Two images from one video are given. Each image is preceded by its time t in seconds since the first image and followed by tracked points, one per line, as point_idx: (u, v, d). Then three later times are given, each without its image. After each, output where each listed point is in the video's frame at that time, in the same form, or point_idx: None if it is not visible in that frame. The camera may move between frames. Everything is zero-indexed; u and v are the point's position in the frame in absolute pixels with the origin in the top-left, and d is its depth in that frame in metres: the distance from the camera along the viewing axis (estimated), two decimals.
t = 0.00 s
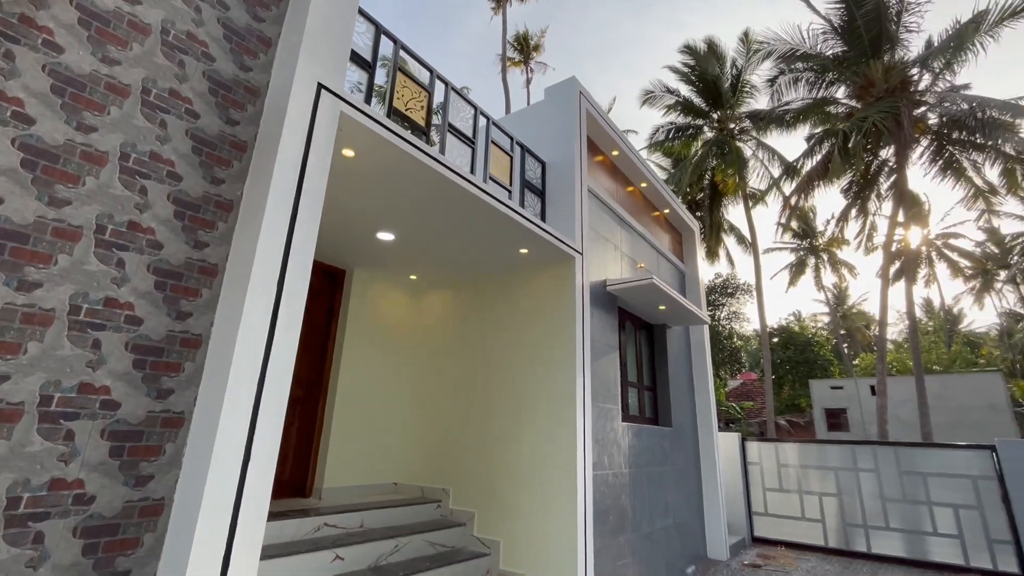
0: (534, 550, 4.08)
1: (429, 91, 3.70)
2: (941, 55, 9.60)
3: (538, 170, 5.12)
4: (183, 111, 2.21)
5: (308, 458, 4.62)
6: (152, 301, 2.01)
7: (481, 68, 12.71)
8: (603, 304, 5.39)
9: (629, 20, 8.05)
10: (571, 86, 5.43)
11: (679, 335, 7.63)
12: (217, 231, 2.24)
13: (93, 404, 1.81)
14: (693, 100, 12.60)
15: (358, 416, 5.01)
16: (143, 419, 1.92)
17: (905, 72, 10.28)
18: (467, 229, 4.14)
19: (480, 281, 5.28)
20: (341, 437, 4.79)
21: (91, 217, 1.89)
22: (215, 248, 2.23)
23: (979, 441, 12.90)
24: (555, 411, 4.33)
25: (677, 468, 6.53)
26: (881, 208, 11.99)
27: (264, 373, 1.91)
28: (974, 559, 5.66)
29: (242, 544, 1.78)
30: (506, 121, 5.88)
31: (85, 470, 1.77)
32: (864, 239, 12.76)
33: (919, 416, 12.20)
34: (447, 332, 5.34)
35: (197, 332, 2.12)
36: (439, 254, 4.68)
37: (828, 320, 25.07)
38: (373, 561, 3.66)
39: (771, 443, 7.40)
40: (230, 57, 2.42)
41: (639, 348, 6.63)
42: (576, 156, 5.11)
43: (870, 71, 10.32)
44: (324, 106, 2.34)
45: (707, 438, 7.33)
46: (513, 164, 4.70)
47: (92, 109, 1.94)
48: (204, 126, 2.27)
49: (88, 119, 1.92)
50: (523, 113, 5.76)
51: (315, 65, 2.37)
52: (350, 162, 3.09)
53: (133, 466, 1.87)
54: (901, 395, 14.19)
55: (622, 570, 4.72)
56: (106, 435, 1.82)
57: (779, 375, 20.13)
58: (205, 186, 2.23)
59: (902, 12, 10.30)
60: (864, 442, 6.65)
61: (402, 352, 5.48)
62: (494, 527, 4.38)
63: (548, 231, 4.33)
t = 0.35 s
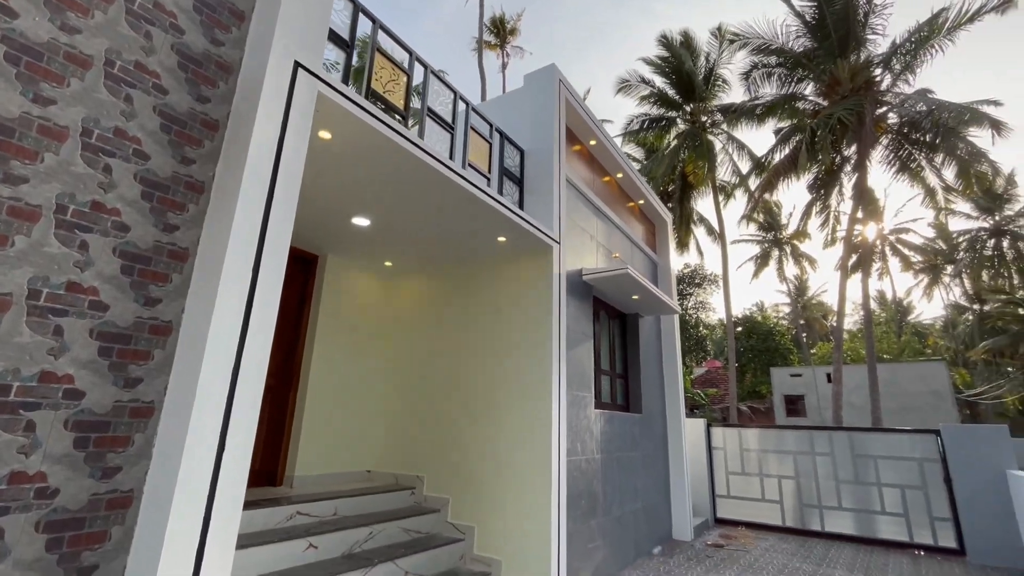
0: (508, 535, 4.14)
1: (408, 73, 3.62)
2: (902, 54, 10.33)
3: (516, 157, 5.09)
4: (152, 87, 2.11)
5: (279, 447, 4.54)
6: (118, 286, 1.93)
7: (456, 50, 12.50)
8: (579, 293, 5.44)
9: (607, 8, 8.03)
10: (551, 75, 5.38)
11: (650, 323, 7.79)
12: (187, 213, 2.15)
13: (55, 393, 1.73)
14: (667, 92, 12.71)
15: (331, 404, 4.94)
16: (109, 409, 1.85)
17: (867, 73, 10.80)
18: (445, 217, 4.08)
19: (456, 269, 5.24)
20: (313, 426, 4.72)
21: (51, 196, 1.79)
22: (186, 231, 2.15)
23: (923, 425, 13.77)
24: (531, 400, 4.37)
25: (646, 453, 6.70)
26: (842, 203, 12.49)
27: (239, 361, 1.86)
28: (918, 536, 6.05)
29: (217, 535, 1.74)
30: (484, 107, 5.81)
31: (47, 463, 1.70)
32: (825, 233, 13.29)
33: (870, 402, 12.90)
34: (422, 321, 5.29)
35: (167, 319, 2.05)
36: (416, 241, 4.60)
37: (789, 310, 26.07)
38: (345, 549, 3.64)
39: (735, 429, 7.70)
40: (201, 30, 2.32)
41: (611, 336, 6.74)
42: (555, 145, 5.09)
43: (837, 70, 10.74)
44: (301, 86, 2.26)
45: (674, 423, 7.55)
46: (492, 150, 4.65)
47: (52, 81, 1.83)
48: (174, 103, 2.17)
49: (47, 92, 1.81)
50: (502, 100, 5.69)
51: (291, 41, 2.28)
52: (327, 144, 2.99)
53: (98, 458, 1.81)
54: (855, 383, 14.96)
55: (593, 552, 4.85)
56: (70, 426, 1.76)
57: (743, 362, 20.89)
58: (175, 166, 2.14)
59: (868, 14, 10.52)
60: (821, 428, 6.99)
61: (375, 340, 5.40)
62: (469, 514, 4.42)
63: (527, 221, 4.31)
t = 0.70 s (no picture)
0: (483, 521, 4.16)
1: (385, 50, 3.49)
2: (872, 45, 10.53)
3: (494, 141, 5.02)
4: (110, 51, 1.96)
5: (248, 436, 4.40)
6: (74, 265, 1.81)
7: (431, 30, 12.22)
8: (555, 281, 5.46)
9: None
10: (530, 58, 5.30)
11: (623, 312, 7.90)
12: (151, 190, 2.03)
13: (7, 380, 1.62)
14: (642, 81, 12.81)
15: (302, 391, 4.81)
16: (67, 397, 1.75)
17: (832, 69, 11.05)
18: (422, 200, 3.99)
19: (431, 255, 5.16)
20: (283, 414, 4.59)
21: None
22: (149, 208, 2.02)
23: (873, 410, 14.56)
24: (507, 386, 4.36)
25: (618, 438, 6.85)
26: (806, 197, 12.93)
27: (209, 345, 1.79)
28: (869, 514, 6.42)
29: (186, 529, 1.67)
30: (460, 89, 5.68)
31: None
32: (789, 225, 13.72)
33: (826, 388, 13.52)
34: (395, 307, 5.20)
35: (129, 301, 1.93)
36: (391, 225, 4.49)
37: (752, 300, 26.98)
38: (318, 538, 3.58)
39: (701, 414, 7.96)
40: None
41: (586, 323, 6.82)
42: (533, 129, 5.04)
43: (804, 66, 10.91)
44: (274, 58, 2.15)
45: (644, 409, 7.72)
46: (470, 133, 4.56)
47: None
48: (135, 71, 2.03)
49: None
50: (480, 82, 5.58)
51: (264, 9, 2.16)
52: (302, 121, 2.86)
53: (56, 448, 1.71)
54: (813, 369, 15.64)
55: (566, 535, 4.94)
56: (24, 415, 1.65)
57: (708, 350, 21.54)
58: (137, 139, 2.01)
59: (837, 12, 10.83)
60: (783, 412, 7.29)
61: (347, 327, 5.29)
62: (444, 500, 4.42)
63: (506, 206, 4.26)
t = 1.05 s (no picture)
0: (461, 509, 4.15)
1: (362, 24, 3.34)
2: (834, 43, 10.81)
3: (474, 124, 4.91)
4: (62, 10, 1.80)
5: (216, 426, 4.24)
6: (25, 243, 1.67)
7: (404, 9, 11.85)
8: (533, 267, 5.43)
9: None
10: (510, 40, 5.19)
11: (598, 300, 7.96)
12: (111, 162, 1.88)
13: None
14: (617, 69, 12.79)
15: (272, 379, 4.66)
16: (20, 385, 1.62)
17: (799, 64, 11.39)
18: (400, 183, 3.87)
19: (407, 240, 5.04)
20: (253, 403, 4.44)
21: None
22: (108, 182, 1.88)
23: (831, 394, 15.27)
24: (486, 373, 4.33)
25: (592, 424, 6.94)
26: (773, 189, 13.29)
27: (177, 329, 1.70)
28: (828, 493, 6.74)
29: (155, 524, 1.58)
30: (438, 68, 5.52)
31: None
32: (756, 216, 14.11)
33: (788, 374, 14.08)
34: (370, 293, 5.08)
35: (87, 282, 1.79)
36: (367, 209, 4.35)
37: (719, 290, 27.74)
38: (291, 528, 3.49)
39: (672, 400, 8.16)
40: None
41: (562, 310, 6.84)
42: (513, 113, 4.95)
43: (774, 60, 11.35)
44: (246, 25, 2.03)
45: (618, 396, 7.84)
46: (449, 115, 4.45)
47: None
48: (90, 33, 1.87)
49: None
50: (459, 63, 5.44)
51: None
52: (274, 95, 2.73)
53: (9, 440, 1.59)
54: (776, 356, 16.25)
55: (541, 520, 4.99)
56: None
57: (676, 337, 22.08)
58: (94, 107, 1.86)
59: (807, 7, 11.05)
60: (751, 397, 7.53)
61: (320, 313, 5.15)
62: (421, 488, 4.38)
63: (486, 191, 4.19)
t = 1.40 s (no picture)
0: (437, 496, 4.10)
1: None
2: (796, 38, 11.20)
3: (449, 103, 4.76)
4: None
5: (176, 414, 4.04)
6: None
7: None
8: (508, 252, 5.37)
9: None
10: (487, 18, 5.04)
11: (571, 287, 7.97)
12: (56, 127, 1.70)
13: None
14: (588, 55, 12.75)
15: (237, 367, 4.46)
16: None
17: (765, 56, 11.64)
18: (373, 162, 3.72)
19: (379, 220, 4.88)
20: (219, 389, 4.26)
21: None
22: (53, 149, 1.70)
23: (788, 378, 15.96)
24: (462, 358, 4.26)
25: (564, 408, 7.00)
26: (739, 178, 13.59)
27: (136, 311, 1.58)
28: (787, 472, 7.06)
29: (113, 517, 1.48)
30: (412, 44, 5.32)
31: None
32: (721, 206, 14.33)
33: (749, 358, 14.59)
34: (342, 276, 4.93)
35: (31, 260, 1.62)
36: (338, 188, 4.18)
37: (684, 278, 28.43)
38: (260, 519, 3.38)
39: (641, 384, 8.33)
40: None
41: (536, 295, 6.81)
42: (490, 93, 4.83)
43: (741, 51, 11.52)
44: None
45: (589, 381, 7.92)
46: (424, 93, 4.30)
47: None
48: None
49: None
50: (433, 39, 5.25)
51: None
52: (240, 63, 2.55)
53: None
54: (738, 342, 16.84)
55: (515, 504, 5.01)
56: None
57: (643, 323, 22.51)
58: (36, 64, 1.68)
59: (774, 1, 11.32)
60: (717, 382, 7.75)
61: (289, 295, 4.97)
62: (394, 475, 4.32)
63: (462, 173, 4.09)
